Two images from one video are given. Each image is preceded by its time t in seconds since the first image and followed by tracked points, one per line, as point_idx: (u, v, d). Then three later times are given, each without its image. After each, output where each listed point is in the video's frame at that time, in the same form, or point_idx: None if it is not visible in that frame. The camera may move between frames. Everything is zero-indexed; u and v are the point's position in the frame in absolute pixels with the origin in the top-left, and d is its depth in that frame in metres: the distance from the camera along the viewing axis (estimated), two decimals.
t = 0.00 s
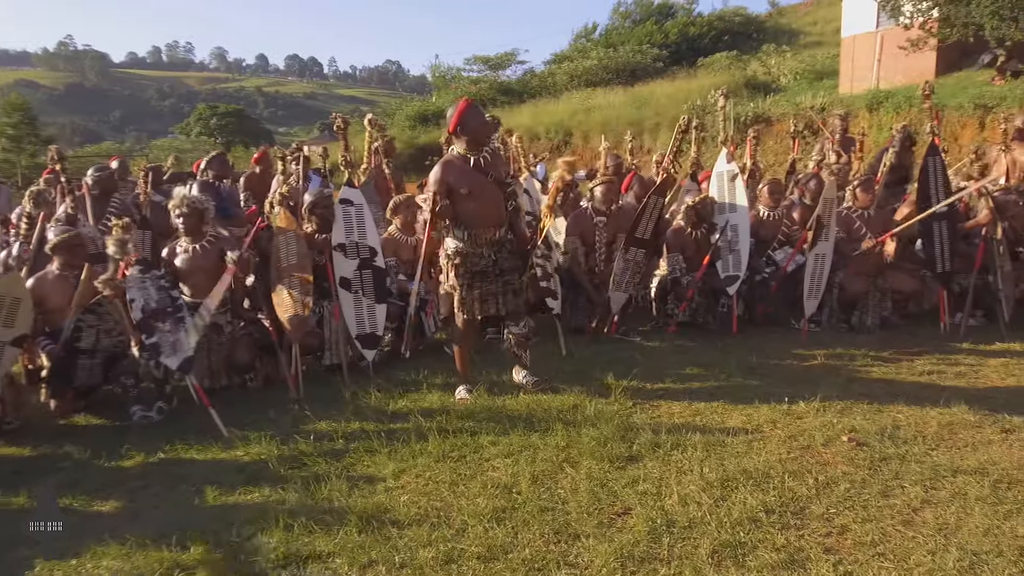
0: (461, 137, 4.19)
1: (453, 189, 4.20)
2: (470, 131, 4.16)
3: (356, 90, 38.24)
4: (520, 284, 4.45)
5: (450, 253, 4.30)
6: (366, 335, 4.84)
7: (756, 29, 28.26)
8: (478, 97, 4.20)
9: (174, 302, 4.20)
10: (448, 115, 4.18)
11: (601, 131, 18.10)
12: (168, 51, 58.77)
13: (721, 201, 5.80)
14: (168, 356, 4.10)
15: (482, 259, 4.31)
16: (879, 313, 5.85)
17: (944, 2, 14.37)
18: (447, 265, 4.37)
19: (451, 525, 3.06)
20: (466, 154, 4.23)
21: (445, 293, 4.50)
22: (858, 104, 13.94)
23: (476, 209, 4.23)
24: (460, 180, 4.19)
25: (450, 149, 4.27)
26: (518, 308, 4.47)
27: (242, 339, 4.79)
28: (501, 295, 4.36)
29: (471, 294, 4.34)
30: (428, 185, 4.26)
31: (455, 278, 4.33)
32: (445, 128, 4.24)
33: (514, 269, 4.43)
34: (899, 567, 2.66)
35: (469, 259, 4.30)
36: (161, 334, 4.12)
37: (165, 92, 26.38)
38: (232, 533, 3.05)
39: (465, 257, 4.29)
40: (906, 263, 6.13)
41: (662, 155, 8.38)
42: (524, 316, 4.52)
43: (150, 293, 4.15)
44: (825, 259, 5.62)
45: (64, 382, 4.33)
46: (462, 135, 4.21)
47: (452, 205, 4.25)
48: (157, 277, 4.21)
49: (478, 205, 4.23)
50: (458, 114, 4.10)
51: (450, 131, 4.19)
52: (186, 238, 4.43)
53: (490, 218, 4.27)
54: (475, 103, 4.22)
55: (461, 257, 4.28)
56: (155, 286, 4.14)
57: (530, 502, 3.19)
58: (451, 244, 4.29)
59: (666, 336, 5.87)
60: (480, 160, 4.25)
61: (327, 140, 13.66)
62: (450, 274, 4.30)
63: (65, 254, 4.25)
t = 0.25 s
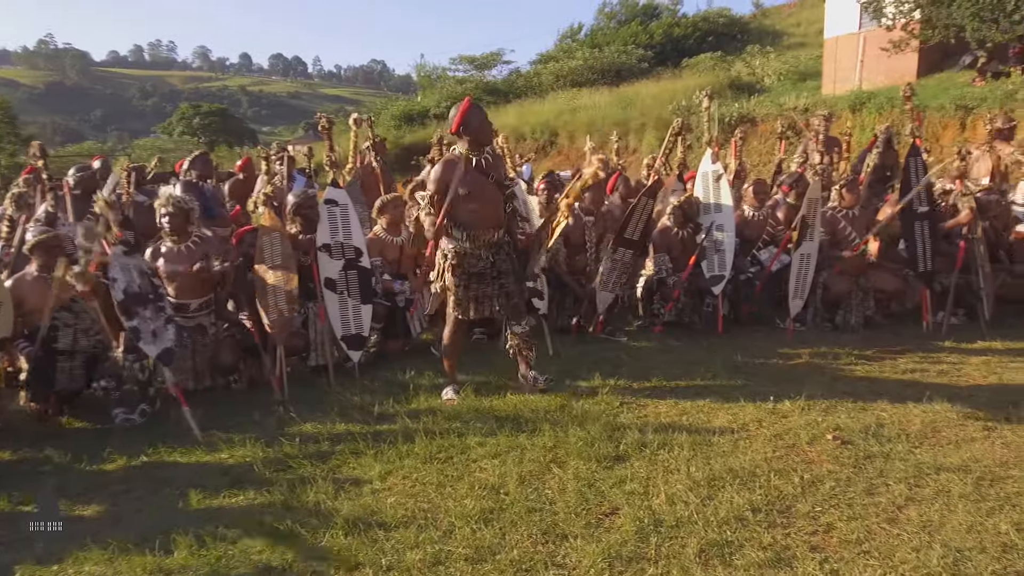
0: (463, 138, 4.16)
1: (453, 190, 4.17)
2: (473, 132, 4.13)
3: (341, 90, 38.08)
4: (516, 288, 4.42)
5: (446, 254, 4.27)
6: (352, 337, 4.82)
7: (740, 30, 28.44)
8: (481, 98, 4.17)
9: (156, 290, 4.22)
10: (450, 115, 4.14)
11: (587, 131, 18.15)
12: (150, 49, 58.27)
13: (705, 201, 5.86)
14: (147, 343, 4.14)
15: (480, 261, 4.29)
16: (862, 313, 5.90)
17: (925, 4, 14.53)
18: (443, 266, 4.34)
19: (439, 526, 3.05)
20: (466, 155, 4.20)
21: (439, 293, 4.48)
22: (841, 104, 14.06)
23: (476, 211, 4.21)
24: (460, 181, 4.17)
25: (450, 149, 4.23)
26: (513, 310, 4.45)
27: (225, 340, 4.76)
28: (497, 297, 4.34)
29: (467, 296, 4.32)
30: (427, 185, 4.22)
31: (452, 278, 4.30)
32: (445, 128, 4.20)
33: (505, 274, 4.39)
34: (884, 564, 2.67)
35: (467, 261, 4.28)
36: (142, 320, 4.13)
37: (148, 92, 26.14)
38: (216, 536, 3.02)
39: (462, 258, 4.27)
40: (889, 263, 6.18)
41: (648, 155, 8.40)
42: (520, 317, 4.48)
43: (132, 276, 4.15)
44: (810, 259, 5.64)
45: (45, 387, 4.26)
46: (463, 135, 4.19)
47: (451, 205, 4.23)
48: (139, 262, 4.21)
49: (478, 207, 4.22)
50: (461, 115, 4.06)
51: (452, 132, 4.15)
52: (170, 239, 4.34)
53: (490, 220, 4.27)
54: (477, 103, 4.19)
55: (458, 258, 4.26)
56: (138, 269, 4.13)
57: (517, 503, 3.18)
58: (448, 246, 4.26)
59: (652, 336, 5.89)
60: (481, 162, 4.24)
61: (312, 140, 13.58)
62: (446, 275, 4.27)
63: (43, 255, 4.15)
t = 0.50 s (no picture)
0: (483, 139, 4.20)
1: (470, 189, 4.19)
2: (494, 133, 4.19)
3: (320, 89, 37.81)
4: (521, 289, 4.42)
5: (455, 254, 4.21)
6: (333, 337, 4.78)
7: (718, 31, 28.64)
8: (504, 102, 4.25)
9: (128, 279, 4.15)
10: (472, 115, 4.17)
11: (567, 131, 18.19)
12: (125, 47, 57.46)
13: (686, 200, 5.90)
14: (120, 334, 4.05)
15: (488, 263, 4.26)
16: (840, 311, 5.94)
17: (900, 6, 14.75)
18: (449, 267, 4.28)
19: (422, 527, 3.03)
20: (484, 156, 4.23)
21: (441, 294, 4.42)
22: (818, 105, 14.22)
23: (490, 212, 4.23)
24: (477, 181, 4.20)
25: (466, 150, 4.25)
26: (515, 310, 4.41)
27: (204, 342, 4.68)
28: (504, 299, 4.32)
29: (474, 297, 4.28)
30: (444, 183, 4.21)
31: (460, 279, 4.23)
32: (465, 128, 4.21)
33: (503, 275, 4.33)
34: (865, 560, 2.70)
35: (479, 263, 4.24)
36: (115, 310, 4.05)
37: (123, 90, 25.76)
38: (196, 540, 2.98)
39: (473, 259, 4.21)
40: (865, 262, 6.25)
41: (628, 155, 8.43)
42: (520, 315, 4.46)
43: (104, 263, 4.08)
44: (787, 257, 5.71)
45: (18, 392, 4.20)
46: (482, 137, 4.23)
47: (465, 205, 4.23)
48: (110, 247, 4.13)
49: (492, 208, 4.24)
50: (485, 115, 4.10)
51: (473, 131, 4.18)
52: (151, 238, 4.39)
53: (501, 222, 4.30)
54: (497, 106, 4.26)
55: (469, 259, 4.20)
56: (109, 255, 4.06)
57: (501, 503, 3.18)
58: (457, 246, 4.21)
59: (634, 335, 5.91)
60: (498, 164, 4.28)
61: (290, 139, 13.48)
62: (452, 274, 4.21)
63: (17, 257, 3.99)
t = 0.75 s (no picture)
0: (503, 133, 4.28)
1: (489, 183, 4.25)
2: (513, 127, 4.26)
3: (299, 88, 37.53)
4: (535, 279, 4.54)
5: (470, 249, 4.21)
6: (315, 338, 4.75)
7: (698, 32, 28.80)
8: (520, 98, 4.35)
9: (106, 275, 4.12)
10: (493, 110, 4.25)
11: (549, 131, 18.21)
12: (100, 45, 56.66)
13: (667, 200, 5.90)
14: (101, 331, 4.06)
15: (505, 254, 4.31)
16: (819, 309, 5.99)
17: (877, 7, 14.94)
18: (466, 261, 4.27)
19: (406, 528, 3.02)
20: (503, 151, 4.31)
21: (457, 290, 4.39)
22: (796, 105, 14.35)
23: (510, 205, 4.31)
24: (497, 175, 4.27)
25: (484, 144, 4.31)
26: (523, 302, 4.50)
27: (184, 343, 4.61)
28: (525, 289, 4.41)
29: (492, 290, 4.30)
30: (466, 176, 4.25)
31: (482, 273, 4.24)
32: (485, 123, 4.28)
33: (517, 267, 4.41)
34: (845, 555, 2.73)
35: (498, 256, 4.28)
36: (95, 306, 4.06)
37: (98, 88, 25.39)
38: (176, 543, 2.95)
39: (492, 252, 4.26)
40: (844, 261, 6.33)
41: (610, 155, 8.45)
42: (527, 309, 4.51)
43: (83, 257, 4.04)
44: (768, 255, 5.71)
45: None
46: (499, 130, 4.30)
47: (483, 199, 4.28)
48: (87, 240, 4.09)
49: (511, 202, 4.32)
50: (507, 109, 4.20)
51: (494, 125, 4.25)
52: (129, 238, 4.30)
53: (517, 215, 4.37)
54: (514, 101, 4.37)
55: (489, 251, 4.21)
56: (89, 250, 4.02)
57: (485, 503, 3.17)
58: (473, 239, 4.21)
59: (617, 334, 5.93)
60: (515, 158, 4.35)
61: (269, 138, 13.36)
62: (472, 268, 4.21)
63: None
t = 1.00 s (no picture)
0: (506, 129, 4.33)
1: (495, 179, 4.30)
2: (516, 124, 4.33)
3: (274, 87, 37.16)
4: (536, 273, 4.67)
5: (476, 247, 4.21)
6: (291, 339, 4.70)
7: (674, 33, 28.99)
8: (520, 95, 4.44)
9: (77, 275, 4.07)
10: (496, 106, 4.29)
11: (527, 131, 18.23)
12: (70, 43, 55.65)
13: (644, 199, 5.92)
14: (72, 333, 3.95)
15: (508, 249, 4.37)
16: (794, 308, 6.09)
17: (849, 10, 15.16)
18: (474, 260, 4.28)
19: (385, 529, 3.00)
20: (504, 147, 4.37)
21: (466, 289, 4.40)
22: (771, 106, 14.51)
23: (514, 201, 4.36)
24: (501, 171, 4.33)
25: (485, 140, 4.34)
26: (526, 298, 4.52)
27: (157, 345, 4.55)
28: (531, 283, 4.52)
29: (501, 288, 4.31)
30: (472, 172, 4.25)
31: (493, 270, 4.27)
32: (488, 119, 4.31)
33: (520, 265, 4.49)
34: (822, 550, 2.76)
35: (502, 252, 4.35)
36: (67, 307, 3.96)
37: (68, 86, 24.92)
38: (151, 548, 2.90)
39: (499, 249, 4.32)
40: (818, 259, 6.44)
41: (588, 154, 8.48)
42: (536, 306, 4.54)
43: (54, 257, 3.99)
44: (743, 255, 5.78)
45: None
46: (501, 128, 4.37)
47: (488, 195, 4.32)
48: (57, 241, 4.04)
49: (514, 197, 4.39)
50: (512, 106, 4.27)
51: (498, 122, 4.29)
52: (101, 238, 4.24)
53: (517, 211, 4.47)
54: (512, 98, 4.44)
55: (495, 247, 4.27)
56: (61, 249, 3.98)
57: (464, 503, 3.16)
58: (479, 237, 4.22)
59: (595, 333, 5.95)
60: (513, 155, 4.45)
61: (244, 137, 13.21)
62: (482, 266, 4.23)
63: None
